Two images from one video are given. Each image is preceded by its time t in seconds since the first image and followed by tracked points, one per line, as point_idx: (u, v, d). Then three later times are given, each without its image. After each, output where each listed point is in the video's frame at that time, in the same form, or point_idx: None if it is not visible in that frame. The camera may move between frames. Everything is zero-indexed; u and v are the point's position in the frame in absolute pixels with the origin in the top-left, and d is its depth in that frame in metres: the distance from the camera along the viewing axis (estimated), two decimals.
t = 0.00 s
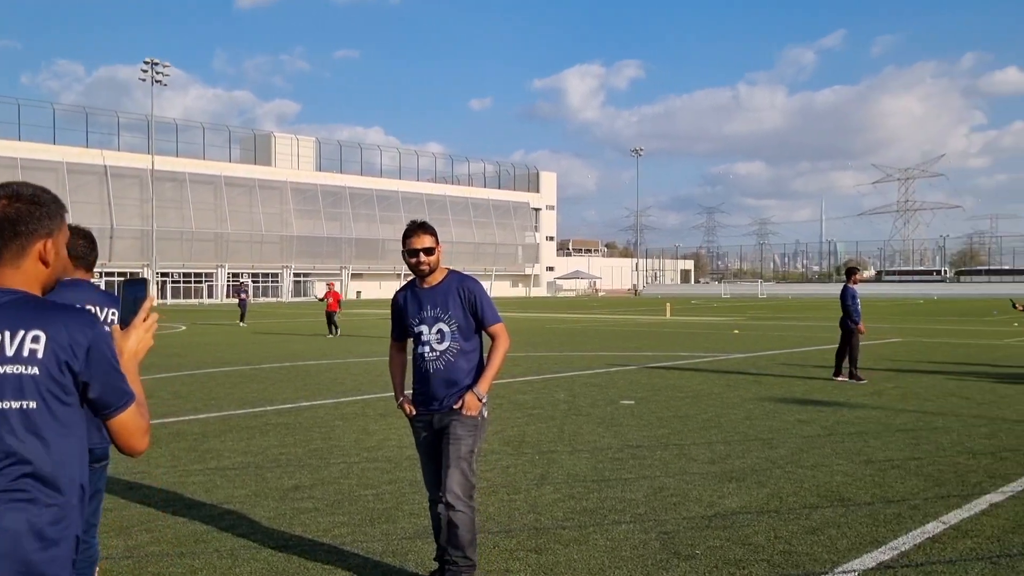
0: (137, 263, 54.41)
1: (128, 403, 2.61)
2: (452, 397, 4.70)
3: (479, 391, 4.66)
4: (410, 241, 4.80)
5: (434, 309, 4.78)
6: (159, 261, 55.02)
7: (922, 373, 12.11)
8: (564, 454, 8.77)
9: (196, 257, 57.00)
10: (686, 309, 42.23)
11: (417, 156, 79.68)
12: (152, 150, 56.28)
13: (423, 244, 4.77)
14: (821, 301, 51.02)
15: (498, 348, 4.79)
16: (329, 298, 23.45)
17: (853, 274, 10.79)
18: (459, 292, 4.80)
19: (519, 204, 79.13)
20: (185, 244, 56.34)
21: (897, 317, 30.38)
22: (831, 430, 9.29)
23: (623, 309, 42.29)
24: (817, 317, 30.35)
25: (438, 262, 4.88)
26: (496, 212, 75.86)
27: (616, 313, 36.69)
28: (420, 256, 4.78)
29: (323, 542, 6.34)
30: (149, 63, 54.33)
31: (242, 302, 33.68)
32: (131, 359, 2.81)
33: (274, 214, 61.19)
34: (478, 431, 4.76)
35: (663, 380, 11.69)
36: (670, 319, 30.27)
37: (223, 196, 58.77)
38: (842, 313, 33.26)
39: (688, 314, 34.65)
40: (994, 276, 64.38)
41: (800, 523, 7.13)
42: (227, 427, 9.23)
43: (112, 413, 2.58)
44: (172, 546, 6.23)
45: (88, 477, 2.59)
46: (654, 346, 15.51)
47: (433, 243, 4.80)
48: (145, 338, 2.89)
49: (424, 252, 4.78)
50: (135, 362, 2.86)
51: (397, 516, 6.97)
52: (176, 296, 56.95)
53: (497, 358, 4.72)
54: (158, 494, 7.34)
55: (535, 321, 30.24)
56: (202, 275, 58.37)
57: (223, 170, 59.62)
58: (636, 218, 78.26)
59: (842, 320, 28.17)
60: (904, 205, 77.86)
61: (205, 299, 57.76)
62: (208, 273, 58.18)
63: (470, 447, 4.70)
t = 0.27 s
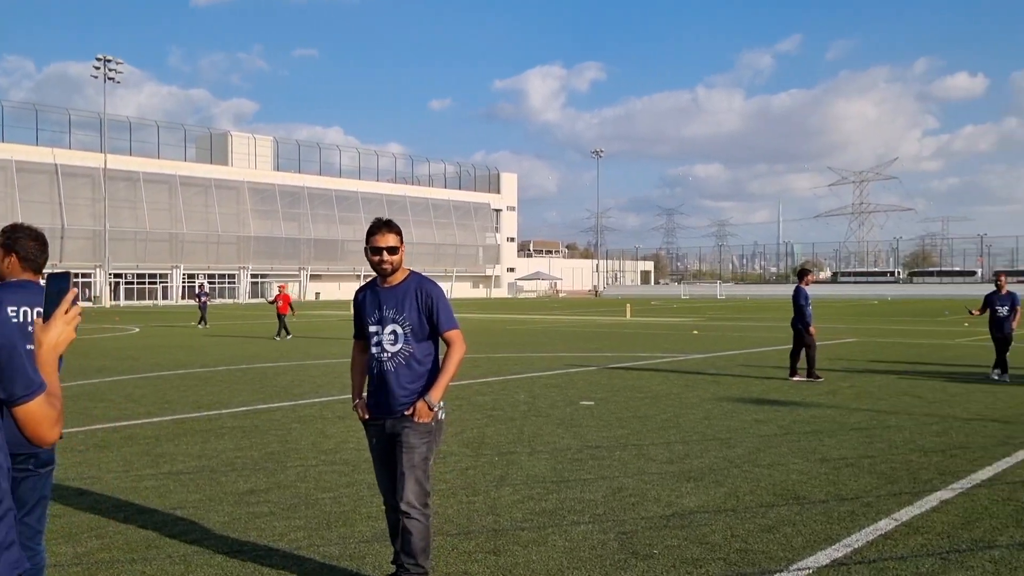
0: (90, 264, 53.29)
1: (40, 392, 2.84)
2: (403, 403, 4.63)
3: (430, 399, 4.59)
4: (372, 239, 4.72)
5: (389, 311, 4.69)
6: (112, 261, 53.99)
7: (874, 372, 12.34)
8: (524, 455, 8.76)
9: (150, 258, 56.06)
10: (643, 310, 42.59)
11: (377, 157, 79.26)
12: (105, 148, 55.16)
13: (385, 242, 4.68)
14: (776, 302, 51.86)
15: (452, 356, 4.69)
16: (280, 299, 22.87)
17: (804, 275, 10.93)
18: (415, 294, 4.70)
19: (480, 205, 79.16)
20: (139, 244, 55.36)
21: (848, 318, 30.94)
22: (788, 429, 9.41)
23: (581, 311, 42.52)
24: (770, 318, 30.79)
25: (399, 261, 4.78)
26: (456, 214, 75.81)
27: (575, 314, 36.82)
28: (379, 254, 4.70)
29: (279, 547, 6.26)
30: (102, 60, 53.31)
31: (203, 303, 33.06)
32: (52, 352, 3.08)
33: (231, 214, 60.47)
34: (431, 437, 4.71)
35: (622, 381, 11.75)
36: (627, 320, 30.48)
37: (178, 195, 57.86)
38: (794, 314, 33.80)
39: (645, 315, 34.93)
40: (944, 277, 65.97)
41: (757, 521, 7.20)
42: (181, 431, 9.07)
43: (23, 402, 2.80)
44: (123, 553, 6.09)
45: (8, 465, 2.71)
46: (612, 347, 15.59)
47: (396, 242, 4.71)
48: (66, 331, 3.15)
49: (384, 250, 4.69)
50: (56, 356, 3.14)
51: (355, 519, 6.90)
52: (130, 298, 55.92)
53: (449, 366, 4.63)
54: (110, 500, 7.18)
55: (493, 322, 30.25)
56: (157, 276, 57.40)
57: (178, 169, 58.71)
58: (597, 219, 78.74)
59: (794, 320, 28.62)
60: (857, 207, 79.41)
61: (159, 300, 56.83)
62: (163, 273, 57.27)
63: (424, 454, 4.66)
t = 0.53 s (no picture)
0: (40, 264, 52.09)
1: None
2: (356, 406, 4.56)
3: (382, 405, 4.50)
4: (338, 235, 4.65)
5: (348, 310, 4.61)
6: (62, 261, 52.83)
7: (829, 371, 12.54)
8: (483, 455, 8.76)
9: (103, 257, 55.00)
10: (602, 311, 42.79)
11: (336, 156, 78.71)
12: (55, 145, 53.93)
13: (351, 240, 4.61)
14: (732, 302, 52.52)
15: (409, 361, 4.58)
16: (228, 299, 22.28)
17: (759, 276, 11.05)
18: (376, 294, 4.61)
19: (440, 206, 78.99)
20: (91, 243, 54.26)
21: (801, 318, 31.42)
22: (745, 428, 9.51)
23: (540, 311, 42.61)
24: (726, 318, 31.17)
25: (365, 260, 4.69)
26: (417, 214, 75.56)
27: (534, 314, 36.88)
28: (343, 251, 4.62)
29: (232, 550, 6.16)
30: (53, 55, 52.19)
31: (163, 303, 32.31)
32: None
33: (186, 213, 59.57)
34: (385, 442, 4.64)
35: (582, 381, 11.79)
36: (585, 320, 30.62)
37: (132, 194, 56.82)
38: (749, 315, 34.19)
39: (605, 316, 35.12)
40: (896, 278, 67.36)
41: (715, 519, 7.27)
42: (133, 433, 8.91)
43: None
44: (72, 558, 5.95)
45: None
46: (570, 347, 15.66)
47: (361, 241, 4.64)
48: None
49: (346, 248, 4.61)
50: None
51: (312, 522, 6.80)
52: (81, 298, 54.76)
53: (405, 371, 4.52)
54: (57, 506, 7.01)
55: (451, 323, 30.18)
56: (110, 276, 56.32)
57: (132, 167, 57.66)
58: (557, 220, 78.99)
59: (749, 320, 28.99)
60: (813, 209, 80.79)
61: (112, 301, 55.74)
62: (116, 273, 56.19)
63: (378, 461, 4.60)
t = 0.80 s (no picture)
0: None
1: None
2: (319, 411, 4.50)
3: (345, 410, 4.43)
4: (309, 235, 4.58)
5: (313, 312, 4.54)
6: (18, 262, 51.79)
7: (790, 371, 12.71)
8: (448, 457, 8.73)
9: (61, 257, 54.01)
10: (567, 312, 42.99)
11: (301, 156, 78.09)
12: (12, 143, 52.86)
13: (323, 239, 4.55)
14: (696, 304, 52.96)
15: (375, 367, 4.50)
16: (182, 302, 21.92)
17: (722, 277, 11.14)
18: (344, 298, 4.53)
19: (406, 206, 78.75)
20: (49, 243, 53.26)
21: (762, 319, 31.82)
22: (709, 428, 9.60)
23: (504, 313, 42.66)
24: (689, 319, 31.48)
25: (335, 261, 4.62)
26: (382, 215, 75.26)
27: (499, 316, 36.92)
28: (312, 252, 4.55)
29: (192, 555, 6.07)
30: (10, 51, 51.13)
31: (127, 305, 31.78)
32: None
33: (148, 213, 58.73)
34: (350, 446, 4.57)
35: (547, 382, 11.80)
36: (549, 321, 30.69)
37: (91, 193, 55.88)
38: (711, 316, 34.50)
39: (570, 317, 35.25)
40: (856, 280, 68.50)
41: (678, 519, 7.32)
42: (91, 437, 8.75)
43: None
44: (26, 565, 5.82)
45: None
46: (535, 348, 15.68)
47: (333, 242, 4.57)
48: None
49: (315, 248, 4.54)
50: None
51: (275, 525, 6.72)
52: (38, 299, 53.72)
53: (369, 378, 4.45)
54: (10, 511, 6.85)
55: (415, 325, 30.08)
56: (69, 276, 55.33)
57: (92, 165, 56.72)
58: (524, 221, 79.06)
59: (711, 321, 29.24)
60: (776, 211, 81.85)
61: (70, 302, 54.75)
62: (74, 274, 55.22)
63: (342, 465, 4.53)
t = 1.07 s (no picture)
0: None
1: None
2: (289, 414, 4.43)
3: (317, 412, 4.41)
4: (281, 236, 4.48)
5: (282, 312, 4.45)
6: None
7: (761, 373, 12.82)
8: (421, 460, 8.70)
9: (27, 259, 53.19)
10: (540, 314, 43.04)
11: (274, 157, 77.56)
12: None
13: (297, 241, 4.48)
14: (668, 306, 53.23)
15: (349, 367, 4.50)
16: (141, 305, 21.54)
17: (692, 279, 11.20)
18: (317, 302, 4.50)
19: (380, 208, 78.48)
20: (14, 244, 52.43)
21: (731, 320, 32.08)
22: (680, 429, 9.66)
23: (476, 314, 42.59)
24: (660, 321, 31.67)
25: (306, 264, 4.56)
26: (355, 216, 74.92)
27: (470, 318, 36.88)
28: (284, 254, 4.48)
29: (159, 560, 5.99)
30: None
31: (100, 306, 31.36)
32: None
33: (116, 213, 58.03)
34: (320, 449, 4.54)
35: (520, 384, 11.80)
36: (521, 323, 30.70)
37: (58, 194, 55.11)
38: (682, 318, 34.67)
39: (541, 319, 35.29)
40: (826, 282, 69.26)
41: (649, 521, 7.34)
42: (57, 441, 8.62)
43: None
44: None
45: None
46: (506, 350, 15.67)
47: (305, 244, 4.52)
48: None
49: (286, 252, 4.47)
50: None
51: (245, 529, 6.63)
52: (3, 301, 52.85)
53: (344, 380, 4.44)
54: None
55: (386, 327, 29.95)
56: (35, 278, 54.54)
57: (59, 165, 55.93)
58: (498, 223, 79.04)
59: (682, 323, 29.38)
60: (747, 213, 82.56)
61: (36, 303, 53.93)
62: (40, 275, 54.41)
63: (314, 468, 4.50)
